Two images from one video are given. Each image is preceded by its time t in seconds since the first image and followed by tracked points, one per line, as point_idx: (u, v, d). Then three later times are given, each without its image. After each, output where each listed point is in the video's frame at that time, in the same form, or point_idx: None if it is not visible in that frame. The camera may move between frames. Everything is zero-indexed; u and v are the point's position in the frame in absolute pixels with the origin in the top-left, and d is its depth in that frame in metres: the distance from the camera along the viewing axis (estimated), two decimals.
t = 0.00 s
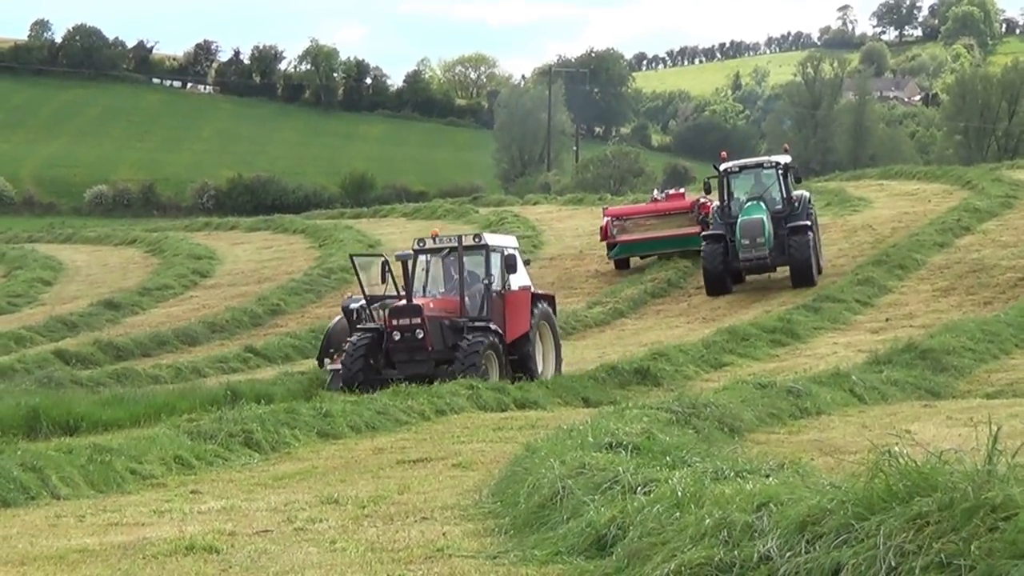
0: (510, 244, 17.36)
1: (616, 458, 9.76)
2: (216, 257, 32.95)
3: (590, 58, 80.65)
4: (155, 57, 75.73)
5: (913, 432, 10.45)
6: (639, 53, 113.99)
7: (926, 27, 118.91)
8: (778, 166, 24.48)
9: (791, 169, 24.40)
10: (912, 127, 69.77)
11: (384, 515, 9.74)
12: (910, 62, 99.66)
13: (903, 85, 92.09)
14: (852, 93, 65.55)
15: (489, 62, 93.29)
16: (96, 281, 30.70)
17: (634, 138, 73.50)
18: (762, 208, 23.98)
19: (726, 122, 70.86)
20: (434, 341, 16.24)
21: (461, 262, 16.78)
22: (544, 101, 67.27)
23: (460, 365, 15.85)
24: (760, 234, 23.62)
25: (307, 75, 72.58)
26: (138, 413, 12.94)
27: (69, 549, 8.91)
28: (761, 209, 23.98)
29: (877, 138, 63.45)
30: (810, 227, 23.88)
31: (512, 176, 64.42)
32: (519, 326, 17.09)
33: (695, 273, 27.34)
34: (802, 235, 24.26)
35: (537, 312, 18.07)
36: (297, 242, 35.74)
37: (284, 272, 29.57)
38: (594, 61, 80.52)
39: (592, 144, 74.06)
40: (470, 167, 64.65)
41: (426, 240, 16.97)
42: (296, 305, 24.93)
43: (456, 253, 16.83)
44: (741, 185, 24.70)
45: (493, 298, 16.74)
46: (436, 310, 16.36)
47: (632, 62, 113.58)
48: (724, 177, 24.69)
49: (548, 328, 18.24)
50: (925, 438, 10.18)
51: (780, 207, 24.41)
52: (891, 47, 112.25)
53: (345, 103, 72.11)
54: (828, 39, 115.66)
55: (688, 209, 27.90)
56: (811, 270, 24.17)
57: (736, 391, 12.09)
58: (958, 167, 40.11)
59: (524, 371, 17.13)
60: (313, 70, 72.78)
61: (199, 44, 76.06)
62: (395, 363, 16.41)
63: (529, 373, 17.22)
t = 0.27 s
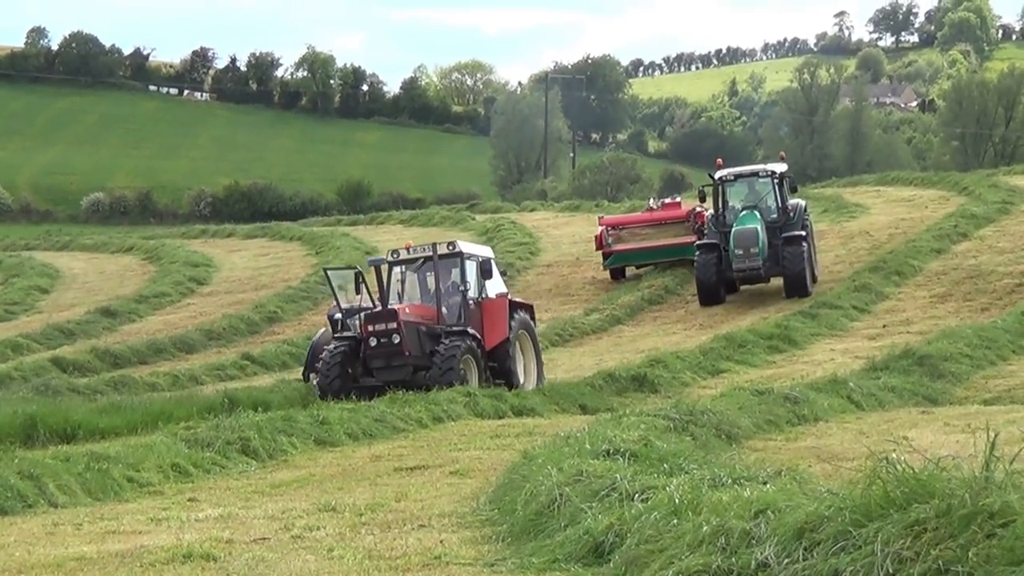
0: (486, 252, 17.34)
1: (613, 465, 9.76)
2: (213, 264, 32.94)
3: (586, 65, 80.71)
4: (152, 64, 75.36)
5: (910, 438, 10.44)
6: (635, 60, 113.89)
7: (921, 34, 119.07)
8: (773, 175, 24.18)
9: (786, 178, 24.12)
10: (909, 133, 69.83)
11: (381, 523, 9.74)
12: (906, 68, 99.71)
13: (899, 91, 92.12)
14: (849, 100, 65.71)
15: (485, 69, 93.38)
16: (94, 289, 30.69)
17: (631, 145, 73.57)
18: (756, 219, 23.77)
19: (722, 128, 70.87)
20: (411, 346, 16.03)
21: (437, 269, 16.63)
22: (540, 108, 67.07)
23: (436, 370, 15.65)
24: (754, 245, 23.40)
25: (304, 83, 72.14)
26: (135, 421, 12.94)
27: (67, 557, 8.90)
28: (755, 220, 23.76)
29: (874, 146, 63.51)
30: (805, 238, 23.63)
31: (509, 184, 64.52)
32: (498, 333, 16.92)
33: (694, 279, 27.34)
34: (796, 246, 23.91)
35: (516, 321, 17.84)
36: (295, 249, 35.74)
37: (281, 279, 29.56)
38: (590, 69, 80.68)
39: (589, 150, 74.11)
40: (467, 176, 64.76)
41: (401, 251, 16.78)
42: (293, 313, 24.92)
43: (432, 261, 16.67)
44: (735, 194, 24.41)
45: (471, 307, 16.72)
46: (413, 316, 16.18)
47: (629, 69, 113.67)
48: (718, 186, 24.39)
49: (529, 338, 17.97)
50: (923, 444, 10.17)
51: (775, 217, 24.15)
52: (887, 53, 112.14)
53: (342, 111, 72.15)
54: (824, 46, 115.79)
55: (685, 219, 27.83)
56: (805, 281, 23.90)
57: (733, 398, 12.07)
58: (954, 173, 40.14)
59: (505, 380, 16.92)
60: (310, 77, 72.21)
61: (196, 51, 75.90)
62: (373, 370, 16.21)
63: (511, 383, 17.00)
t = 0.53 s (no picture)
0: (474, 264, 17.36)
1: (610, 470, 9.77)
2: (210, 269, 32.94)
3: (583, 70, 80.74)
4: (149, 69, 75.96)
5: (906, 443, 10.46)
6: (631, 66, 113.99)
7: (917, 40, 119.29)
8: (767, 183, 24.06)
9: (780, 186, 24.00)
10: (906, 138, 69.90)
11: (378, 527, 9.74)
12: (903, 73, 99.85)
13: (895, 96, 92.23)
14: (845, 104, 65.61)
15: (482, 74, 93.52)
16: (91, 293, 30.70)
17: (627, 150, 73.70)
18: (749, 226, 23.55)
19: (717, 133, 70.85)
20: (384, 353, 15.64)
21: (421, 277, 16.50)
22: (537, 113, 67.27)
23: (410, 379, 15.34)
24: (746, 252, 23.14)
25: (301, 88, 72.20)
26: (132, 426, 12.93)
27: (64, 562, 8.91)
28: (748, 227, 23.54)
29: (870, 151, 63.34)
30: (798, 247, 23.44)
31: (505, 189, 64.72)
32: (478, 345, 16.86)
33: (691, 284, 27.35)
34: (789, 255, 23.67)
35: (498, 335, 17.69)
36: (292, 254, 35.75)
37: (278, 285, 29.55)
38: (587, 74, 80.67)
39: (585, 156, 74.29)
40: (464, 180, 64.90)
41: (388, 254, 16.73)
42: (290, 318, 24.93)
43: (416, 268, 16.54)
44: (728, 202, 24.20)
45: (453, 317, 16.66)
46: (387, 322, 15.82)
47: (625, 74, 113.83)
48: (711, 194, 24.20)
49: (510, 350, 17.78)
50: (919, 449, 10.17)
51: (769, 225, 23.96)
52: (883, 59, 112.23)
53: (339, 116, 72.07)
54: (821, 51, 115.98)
55: (679, 228, 27.17)
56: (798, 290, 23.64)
57: (730, 404, 12.08)
58: (950, 180, 40.23)
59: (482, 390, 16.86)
60: (308, 83, 72.71)
61: (192, 57, 75.72)
62: (344, 376, 15.79)
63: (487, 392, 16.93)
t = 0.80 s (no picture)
0: (469, 262, 17.31)
1: (610, 469, 9.78)
2: (210, 269, 32.95)
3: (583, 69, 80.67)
4: (148, 69, 75.98)
5: (906, 441, 10.45)
6: (631, 65, 114.03)
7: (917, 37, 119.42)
8: (761, 183, 23.89)
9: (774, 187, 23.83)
10: (907, 136, 69.89)
11: (378, 526, 9.75)
12: (903, 70, 99.89)
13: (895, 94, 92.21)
14: (843, 102, 65.87)
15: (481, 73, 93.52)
16: (91, 293, 30.71)
17: (627, 148, 73.77)
18: (741, 229, 23.47)
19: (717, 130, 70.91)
20: (365, 352, 15.58)
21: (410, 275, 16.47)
22: (535, 112, 67.48)
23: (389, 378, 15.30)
24: (739, 255, 23.06)
25: (299, 87, 72.27)
26: (132, 426, 12.95)
27: (64, 562, 8.91)
28: (741, 229, 23.44)
29: (869, 148, 63.81)
30: (792, 249, 23.33)
31: (505, 188, 64.80)
32: (466, 347, 16.89)
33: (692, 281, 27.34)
34: (784, 256, 23.53)
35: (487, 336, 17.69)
36: (292, 253, 35.77)
37: (277, 284, 29.54)
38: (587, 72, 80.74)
39: (584, 155, 74.41)
40: (463, 178, 64.98)
41: (380, 248, 16.68)
42: (290, 317, 24.93)
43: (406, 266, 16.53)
44: (723, 204, 24.07)
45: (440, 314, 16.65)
46: (369, 320, 15.78)
47: (624, 73, 113.89)
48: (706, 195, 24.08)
49: (498, 350, 17.75)
50: (919, 447, 10.16)
51: (763, 226, 23.87)
52: (883, 57, 112.29)
53: (338, 116, 72.20)
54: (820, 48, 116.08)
55: (674, 230, 27.09)
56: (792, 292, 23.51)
57: (729, 402, 12.07)
58: (949, 176, 40.22)
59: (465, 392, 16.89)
60: (306, 82, 72.64)
61: (191, 56, 75.55)
62: (324, 374, 15.72)
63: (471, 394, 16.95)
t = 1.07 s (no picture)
0: (458, 251, 17.22)
1: (621, 463, 9.78)
2: (221, 263, 32.99)
3: (594, 63, 80.67)
4: (159, 63, 75.44)
5: (917, 436, 10.46)
6: (641, 60, 114.11)
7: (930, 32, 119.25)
8: (771, 181, 23.92)
9: (783, 185, 23.83)
10: (919, 133, 69.82)
11: (389, 520, 9.76)
12: (915, 67, 99.95)
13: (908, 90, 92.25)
14: (856, 98, 65.89)
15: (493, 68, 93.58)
16: (101, 288, 30.75)
17: (639, 144, 73.66)
18: (750, 226, 23.43)
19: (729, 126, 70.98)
20: (356, 347, 15.56)
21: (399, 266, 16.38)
22: (547, 106, 67.45)
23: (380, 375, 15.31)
24: (747, 252, 22.97)
25: (312, 82, 71.93)
26: (143, 420, 12.98)
27: (75, 555, 8.92)
28: (749, 227, 23.40)
29: (881, 144, 63.87)
30: (800, 247, 23.30)
31: (517, 182, 64.84)
32: (457, 337, 16.90)
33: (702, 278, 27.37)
34: (791, 255, 23.49)
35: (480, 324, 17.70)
36: (303, 248, 35.81)
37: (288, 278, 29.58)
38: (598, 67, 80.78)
39: (596, 150, 74.25)
40: (475, 174, 64.99)
41: (369, 240, 16.57)
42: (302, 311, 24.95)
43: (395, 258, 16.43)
44: (732, 201, 24.09)
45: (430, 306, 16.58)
46: (360, 315, 15.72)
47: (635, 68, 113.89)
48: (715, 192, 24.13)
49: (489, 338, 17.79)
50: (930, 443, 10.18)
51: (772, 225, 23.85)
52: (896, 53, 112.20)
53: (350, 111, 72.28)
54: (832, 44, 116.01)
55: (684, 227, 26.95)
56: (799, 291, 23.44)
57: (740, 397, 12.10)
58: (960, 172, 40.15)
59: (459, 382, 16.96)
60: (318, 77, 72.01)
61: (202, 51, 75.72)
62: (315, 370, 15.73)
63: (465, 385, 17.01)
